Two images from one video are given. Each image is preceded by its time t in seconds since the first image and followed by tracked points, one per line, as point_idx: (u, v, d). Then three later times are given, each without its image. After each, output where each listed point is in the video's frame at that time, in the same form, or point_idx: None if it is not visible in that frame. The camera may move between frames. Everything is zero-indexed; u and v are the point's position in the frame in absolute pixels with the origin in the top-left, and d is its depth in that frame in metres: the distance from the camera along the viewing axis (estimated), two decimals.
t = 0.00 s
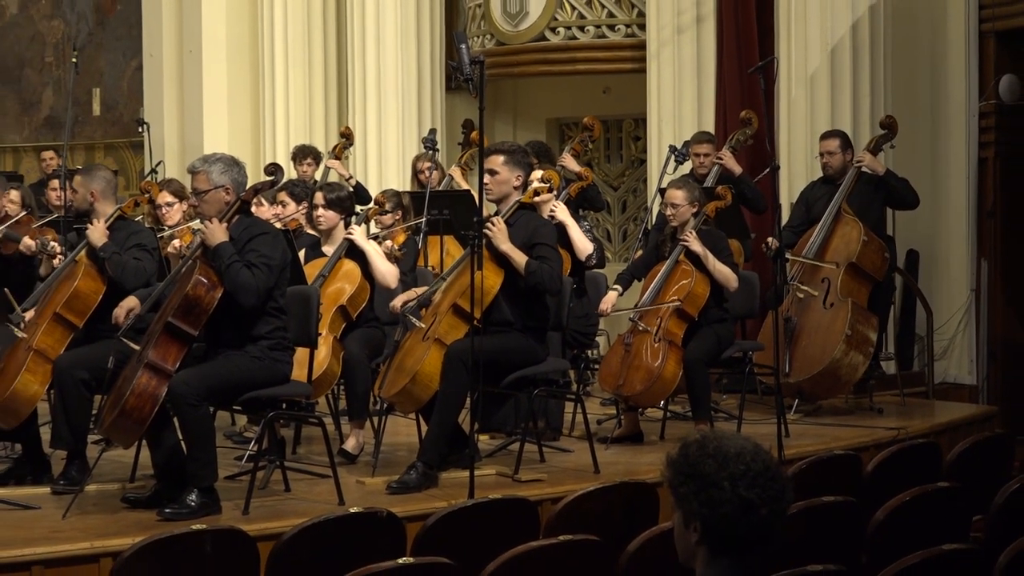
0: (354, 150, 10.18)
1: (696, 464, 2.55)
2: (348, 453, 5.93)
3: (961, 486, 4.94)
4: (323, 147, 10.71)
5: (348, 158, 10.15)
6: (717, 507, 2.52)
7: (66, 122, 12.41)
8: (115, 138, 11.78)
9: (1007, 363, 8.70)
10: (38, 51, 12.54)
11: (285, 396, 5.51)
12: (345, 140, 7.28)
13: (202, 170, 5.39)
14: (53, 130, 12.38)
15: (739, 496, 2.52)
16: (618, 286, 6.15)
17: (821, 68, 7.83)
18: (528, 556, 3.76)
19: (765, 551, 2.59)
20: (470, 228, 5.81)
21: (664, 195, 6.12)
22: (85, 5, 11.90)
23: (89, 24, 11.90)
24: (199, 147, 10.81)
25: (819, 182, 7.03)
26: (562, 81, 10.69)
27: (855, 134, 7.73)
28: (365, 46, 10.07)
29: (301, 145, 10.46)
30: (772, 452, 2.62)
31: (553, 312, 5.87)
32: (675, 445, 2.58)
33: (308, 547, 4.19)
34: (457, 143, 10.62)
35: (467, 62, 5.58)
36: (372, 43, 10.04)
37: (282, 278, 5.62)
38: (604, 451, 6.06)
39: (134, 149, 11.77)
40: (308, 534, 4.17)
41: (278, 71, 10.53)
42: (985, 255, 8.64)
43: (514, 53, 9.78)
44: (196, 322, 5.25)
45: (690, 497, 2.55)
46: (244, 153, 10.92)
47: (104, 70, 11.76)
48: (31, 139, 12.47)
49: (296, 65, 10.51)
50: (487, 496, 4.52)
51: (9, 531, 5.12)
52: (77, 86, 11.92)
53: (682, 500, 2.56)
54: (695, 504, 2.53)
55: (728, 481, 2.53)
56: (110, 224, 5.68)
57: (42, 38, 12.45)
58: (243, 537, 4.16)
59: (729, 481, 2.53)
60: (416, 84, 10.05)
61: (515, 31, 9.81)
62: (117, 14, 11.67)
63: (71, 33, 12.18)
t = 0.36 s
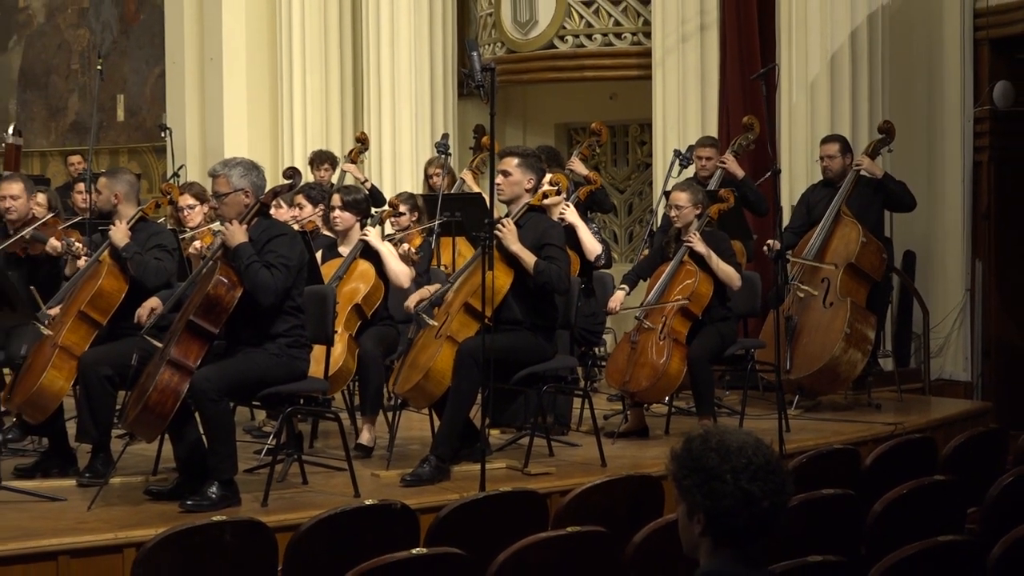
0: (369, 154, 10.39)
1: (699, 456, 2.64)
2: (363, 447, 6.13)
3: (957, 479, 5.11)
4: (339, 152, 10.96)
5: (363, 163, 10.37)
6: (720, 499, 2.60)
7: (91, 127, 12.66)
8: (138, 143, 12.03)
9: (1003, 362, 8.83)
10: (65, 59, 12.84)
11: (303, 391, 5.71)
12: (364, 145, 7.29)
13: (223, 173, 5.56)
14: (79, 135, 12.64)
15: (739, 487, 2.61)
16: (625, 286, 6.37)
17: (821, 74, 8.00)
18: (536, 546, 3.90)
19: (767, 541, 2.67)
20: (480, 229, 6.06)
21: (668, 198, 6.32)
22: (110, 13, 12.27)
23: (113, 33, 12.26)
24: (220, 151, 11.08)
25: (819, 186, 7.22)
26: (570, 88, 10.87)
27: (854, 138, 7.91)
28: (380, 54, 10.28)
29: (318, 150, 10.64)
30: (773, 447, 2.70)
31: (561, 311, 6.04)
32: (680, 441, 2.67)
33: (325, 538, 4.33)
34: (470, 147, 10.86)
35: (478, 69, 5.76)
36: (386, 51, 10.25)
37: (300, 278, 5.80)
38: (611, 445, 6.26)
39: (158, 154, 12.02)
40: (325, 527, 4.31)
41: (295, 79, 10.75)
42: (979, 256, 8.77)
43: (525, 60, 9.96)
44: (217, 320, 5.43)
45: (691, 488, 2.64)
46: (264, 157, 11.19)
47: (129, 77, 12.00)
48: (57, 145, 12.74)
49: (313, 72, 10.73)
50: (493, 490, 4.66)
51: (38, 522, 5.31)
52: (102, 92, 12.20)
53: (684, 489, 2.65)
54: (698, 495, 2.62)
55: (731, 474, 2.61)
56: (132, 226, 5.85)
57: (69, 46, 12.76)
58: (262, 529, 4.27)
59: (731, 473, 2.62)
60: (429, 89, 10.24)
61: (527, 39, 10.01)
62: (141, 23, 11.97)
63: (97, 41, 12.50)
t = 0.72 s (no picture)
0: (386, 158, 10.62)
1: (705, 450, 2.63)
2: (381, 441, 6.32)
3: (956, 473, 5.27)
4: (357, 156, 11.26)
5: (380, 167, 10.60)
6: (728, 490, 2.58)
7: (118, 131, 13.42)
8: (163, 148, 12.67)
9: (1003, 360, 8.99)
10: (93, 66, 13.66)
11: (323, 387, 5.89)
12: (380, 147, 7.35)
13: (245, 178, 5.72)
14: (107, 139, 13.41)
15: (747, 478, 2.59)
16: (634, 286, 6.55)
17: (825, 79, 8.18)
18: (549, 538, 4.01)
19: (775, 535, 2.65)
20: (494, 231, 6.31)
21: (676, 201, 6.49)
22: (136, 22, 12.86)
23: (139, 40, 12.85)
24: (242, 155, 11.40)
25: (822, 189, 7.39)
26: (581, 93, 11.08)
27: (857, 142, 8.08)
28: (396, 60, 10.51)
29: (339, 154, 11.02)
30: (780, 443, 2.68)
31: (573, 310, 6.23)
32: (686, 435, 2.66)
33: (345, 529, 4.44)
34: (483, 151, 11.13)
35: (491, 75, 5.93)
36: (402, 57, 10.49)
37: (320, 278, 5.99)
38: (621, 440, 6.45)
39: (181, 158, 12.56)
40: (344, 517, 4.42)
41: (319, 89, 11.09)
42: (979, 257, 8.92)
43: (537, 66, 10.14)
44: (239, 318, 5.63)
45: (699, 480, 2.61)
46: (284, 161, 11.51)
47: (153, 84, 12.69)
48: (85, 148, 13.51)
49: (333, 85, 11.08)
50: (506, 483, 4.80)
51: (67, 514, 5.50)
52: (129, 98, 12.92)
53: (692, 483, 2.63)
54: (705, 486, 2.60)
55: (738, 465, 2.60)
56: (157, 227, 6.05)
57: (97, 53, 13.60)
58: (284, 521, 4.38)
59: (738, 467, 2.61)
60: (445, 96, 10.50)
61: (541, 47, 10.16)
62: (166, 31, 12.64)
63: (123, 49, 13.36)
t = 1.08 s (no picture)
0: (405, 161, 10.84)
1: (715, 445, 2.75)
2: (400, 436, 6.54)
3: (956, 467, 5.45)
4: (376, 159, 11.52)
5: (399, 170, 10.81)
6: (737, 484, 2.69)
7: (144, 136, 14.03)
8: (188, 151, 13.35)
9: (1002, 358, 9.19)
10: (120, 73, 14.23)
11: (343, 383, 6.08)
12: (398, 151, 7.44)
13: (270, 179, 5.97)
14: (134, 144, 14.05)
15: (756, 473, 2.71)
16: (645, 285, 6.74)
17: (830, 86, 8.36)
18: (562, 531, 4.15)
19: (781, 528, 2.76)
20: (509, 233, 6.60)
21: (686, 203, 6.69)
22: (163, 31, 13.72)
23: (166, 48, 13.68)
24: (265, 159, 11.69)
25: (827, 193, 7.58)
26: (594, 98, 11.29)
27: (860, 146, 8.26)
28: (414, 65, 10.73)
29: (359, 158, 11.28)
30: (786, 438, 2.81)
31: (586, 308, 6.44)
32: (697, 430, 2.78)
33: (364, 520, 4.51)
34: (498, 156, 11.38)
35: (507, 82, 6.14)
36: (419, 64, 10.71)
37: (341, 278, 6.20)
38: (632, 434, 6.66)
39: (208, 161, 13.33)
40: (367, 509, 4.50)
41: (341, 97, 11.36)
42: (979, 258, 9.11)
43: (551, 73, 10.32)
44: (263, 317, 5.82)
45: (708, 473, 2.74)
46: (306, 163, 11.78)
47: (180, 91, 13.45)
48: (114, 153, 14.06)
49: (353, 94, 11.35)
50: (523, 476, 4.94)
51: (97, 506, 5.70)
52: (155, 104, 13.50)
53: (700, 477, 2.75)
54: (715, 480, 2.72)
55: (745, 458, 2.71)
56: (184, 229, 6.27)
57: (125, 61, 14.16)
58: (305, 513, 4.46)
59: (746, 461, 2.72)
60: (461, 100, 10.69)
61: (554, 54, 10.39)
62: (193, 40, 13.43)
63: (150, 57, 13.92)
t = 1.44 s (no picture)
0: (421, 166, 11.06)
1: (721, 441, 2.85)
2: (415, 431, 6.76)
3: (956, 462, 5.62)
4: (394, 162, 11.75)
5: (416, 175, 11.02)
6: (740, 476, 2.80)
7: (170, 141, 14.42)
8: (214, 156, 13.67)
9: (1002, 357, 9.37)
10: (147, 79, 14.59)
11: (360, 379, 6.27)
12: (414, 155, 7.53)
13: (292, 182, 6.20)
14: (161, 149, 14.41)
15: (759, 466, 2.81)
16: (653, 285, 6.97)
17: (833, 92, 8.56)
18: (574, 521, 4.29)
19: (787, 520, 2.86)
20: (521, 234, 6.58)
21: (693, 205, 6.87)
22: (189, 40, 14.04)
23: (191, 56, 13.98)
24: (287, 162, 11.94)
25: (829, 196, 7.76)
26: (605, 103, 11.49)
27: (862, 151, 8.45)
28: (430, 70, 10.93)
29: (377, 161, 11.51)
30: (790, 433, 2.90)
31: (596, 307, 6.64)
32: (705, 425, 2.88)
33: (383, 512, 4.65)
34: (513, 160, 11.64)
35: (519, 88, 6.34)
36: (434, 70, 10.92)
37: (359, 278, 6.40)
38: (641, 430, 6.87)
39: (231, 165, 13.66)
40: (384, 501, 4.64)
41: (357, 102, 11.56)
42: (978, 259, 9.29)
43: (563, 79, 10.53)
44: (284, 315, 5.99)
45: (714, 467, 2.84)
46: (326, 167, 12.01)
47: (205, 97, 13.69)
48: (141, 158, 14.45)
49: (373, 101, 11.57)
50: (536, 469, 5.08)
51: (124, 498, 5.90)
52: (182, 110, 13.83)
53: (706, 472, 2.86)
54: (722, 473, 2.82)
55: (750, 454, 2.81)
56: (208, 230, 6.50)
57: (152, 68, 14.54)
58: (325, 503, 4.63)
59: (750, 456, 2.83)
60: (476, 105, 10.92)
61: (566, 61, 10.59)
62: (215, 47, 13.78)
63: (176, 63, 14.27)
